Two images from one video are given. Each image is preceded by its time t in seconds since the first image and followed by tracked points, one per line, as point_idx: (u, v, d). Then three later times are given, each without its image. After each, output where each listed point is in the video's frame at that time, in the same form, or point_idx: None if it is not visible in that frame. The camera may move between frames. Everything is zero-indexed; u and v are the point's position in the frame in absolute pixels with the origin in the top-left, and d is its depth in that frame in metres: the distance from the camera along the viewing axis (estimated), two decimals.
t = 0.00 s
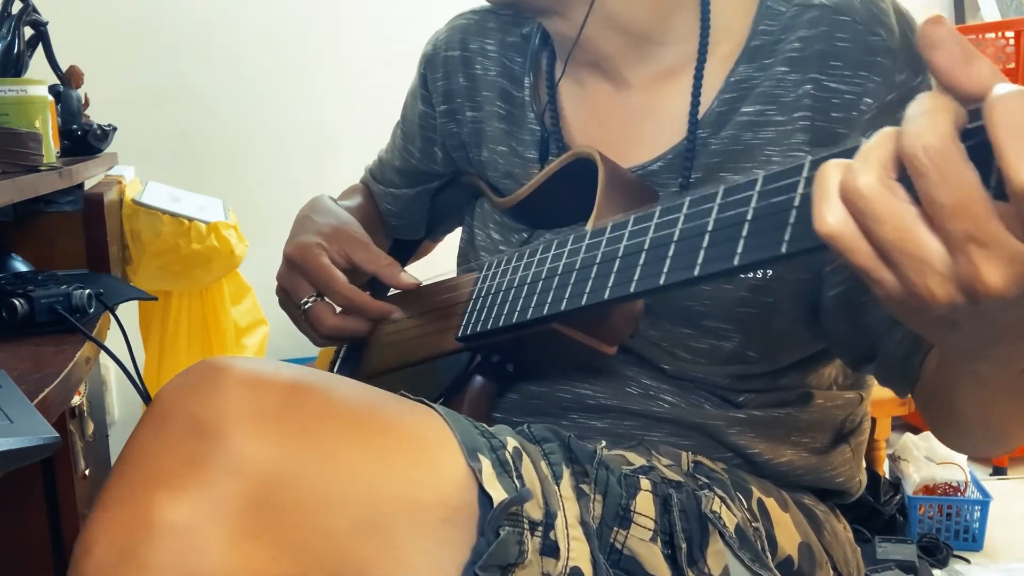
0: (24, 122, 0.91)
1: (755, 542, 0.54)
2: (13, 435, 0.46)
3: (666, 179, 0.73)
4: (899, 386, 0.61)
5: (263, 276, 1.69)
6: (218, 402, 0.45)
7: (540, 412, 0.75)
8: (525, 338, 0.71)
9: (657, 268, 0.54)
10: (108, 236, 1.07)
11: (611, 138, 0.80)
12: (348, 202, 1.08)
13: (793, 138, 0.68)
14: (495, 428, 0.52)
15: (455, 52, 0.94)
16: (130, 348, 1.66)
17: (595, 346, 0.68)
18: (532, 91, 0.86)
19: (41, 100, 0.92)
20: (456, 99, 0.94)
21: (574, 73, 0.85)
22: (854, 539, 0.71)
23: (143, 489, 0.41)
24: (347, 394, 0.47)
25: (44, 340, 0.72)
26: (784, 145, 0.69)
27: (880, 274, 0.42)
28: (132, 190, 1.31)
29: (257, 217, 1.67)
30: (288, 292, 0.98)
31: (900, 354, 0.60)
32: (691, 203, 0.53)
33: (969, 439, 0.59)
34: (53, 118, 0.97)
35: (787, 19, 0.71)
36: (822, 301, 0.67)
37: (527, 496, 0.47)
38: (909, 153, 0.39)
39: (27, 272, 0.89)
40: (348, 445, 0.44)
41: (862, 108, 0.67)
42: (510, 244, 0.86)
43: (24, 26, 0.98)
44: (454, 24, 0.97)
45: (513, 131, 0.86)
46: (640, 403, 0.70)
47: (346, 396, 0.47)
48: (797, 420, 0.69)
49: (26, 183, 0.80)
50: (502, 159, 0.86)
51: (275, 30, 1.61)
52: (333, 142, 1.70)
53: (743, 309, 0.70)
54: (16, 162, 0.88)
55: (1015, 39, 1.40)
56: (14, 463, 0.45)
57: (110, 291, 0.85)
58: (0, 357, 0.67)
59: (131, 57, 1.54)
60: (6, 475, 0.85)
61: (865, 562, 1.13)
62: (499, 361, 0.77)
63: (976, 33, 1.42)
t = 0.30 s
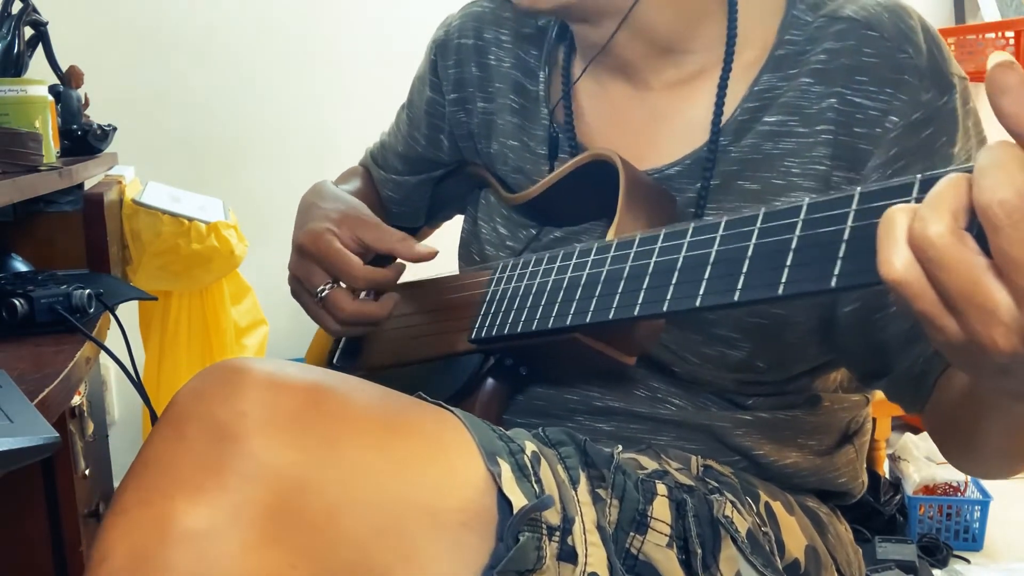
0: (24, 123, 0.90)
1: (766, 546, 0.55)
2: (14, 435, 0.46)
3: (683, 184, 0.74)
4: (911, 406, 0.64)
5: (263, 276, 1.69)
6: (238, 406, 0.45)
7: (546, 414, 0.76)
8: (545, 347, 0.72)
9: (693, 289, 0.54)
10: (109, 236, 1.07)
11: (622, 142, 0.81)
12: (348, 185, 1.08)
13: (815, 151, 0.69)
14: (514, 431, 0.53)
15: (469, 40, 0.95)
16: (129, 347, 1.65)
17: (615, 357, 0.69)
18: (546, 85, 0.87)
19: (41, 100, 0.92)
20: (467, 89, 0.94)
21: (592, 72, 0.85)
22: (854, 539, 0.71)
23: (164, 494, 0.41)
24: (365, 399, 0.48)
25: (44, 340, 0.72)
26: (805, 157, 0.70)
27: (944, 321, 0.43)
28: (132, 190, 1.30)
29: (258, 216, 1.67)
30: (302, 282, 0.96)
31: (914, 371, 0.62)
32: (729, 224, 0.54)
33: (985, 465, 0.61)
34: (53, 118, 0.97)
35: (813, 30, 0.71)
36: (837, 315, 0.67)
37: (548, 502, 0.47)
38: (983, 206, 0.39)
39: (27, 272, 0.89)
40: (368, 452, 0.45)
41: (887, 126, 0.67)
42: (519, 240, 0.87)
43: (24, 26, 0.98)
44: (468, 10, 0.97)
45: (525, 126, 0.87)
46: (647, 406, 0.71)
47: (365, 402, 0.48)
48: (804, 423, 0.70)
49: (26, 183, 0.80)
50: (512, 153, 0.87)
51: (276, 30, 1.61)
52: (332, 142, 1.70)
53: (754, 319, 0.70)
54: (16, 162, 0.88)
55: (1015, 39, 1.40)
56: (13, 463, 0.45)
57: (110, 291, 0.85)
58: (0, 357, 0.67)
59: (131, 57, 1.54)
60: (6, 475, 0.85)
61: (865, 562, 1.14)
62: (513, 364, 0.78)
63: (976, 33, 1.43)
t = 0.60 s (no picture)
0: (25, 123, 0.90)
1: (768, 549, 0.55)
2: (14, 435, 0.46)
3: (691, 187, 0.74)
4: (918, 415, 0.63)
5: (263, 275, 1.69)
6: (240, 407, 0.45)
7: (549, 415, 0.76)
8: (548, 347, 0.71)
9: (701, 298, 0.55)
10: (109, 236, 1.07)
11: (637, 142, 0.81)
12: (347, 184, 1.08)
13: (825, 158, 0.69)
14: (516, 433, 0.53)
15: (477, 35, 0.94)
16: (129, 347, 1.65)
17: (619, 359, 0.69)
18: (553, 83, 0.87)
19: (41, 100, 0.91)
20: (474, 83, 0.94)
21: (604, 71, 0.85)
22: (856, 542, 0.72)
23: (165, 495, 0.41)
24: (367, 400, 0.48)
25: (44, 340, 0.72)
26: (814, 163, 0.70)
27: (957, 341, 0.43)
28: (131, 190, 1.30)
29: (259, 216, 1.67)
30: (312, 302, 0.95)
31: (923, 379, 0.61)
32: (738, 234, 0.55)
33: (992, 478, 0.61)
34: (52, 118, 0.97)
35: (827, 36, 0.71)
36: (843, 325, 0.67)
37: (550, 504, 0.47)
38: (999, 227, 0.39)
39: (27, 272, 0.89)
40: (370, 452, 0.45)
41: (899, 135, 0.67)
42: (523, 238, 0.87)
43: (24, 26, 0.97)
44: (477, 5, 0.96)
45: (531, 123, 0.87)
46: (650, 409, 0.71)
47: (367, 402, 0.48)
48: (808, 426, 0.70)
49: (26, 183, 0.80)
50: (517, 152, 0.87)
51: (277, 30, 1.61)
52: (334, 141, 1.70)
53: (757, 327, 0.69)
54: (15, 162, 0.88)
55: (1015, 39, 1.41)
56: (12, 464, 0.45)
57: (110, 292, 0.85)
58: None
59: (132, 57, 1.53)
60: (6, 475, 0.85)
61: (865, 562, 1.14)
62: (517, 365, 0.78)
63: (976, 33, 1.43)
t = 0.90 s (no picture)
0: (24, 123, 0.90)
1: (766, 547, 0.55)
2: (14, 435, 0.46)
3: (686, 185, 0.74)
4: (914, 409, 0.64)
5: (263, 275, 1.69)
6: (237, 406, 0.45)
7: (547, 414, 0.75)
8: (544, 345, 0.71)
9: (692, 289, 0.55)
10: (109, 236, 1.07)
11: (629, 141, 0.81)
12: (349, 188, 1.08)
13: (819, 153, 0.69)
14: (513, 431, 0.53)
15: (472, 41, 0.94)
16: (129, 347, 1.65)
17: (614, 356, 0.69)
18: (550, 86, 0.87)
19: (40, 100, 0.91)
20: (471, 88, 0.94)
21: (595, 71, 0.85)
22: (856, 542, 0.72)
23: (163, 494, 0.41)
24: (366, 399, 0.48)
25: (44, 340, 0.72)
26: (808, 159, 0.70)
27: (941, 323, 0.43)
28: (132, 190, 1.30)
29: (259, 216, 1.67)
30: (306, 297, 0.95)
31: (919, 373, 0.62)
32: (728, 226, 0.55)
33: (988, 472, 0.61)
34: (52, 118, 0.97)
35: (818, 31, 0.71)
36: (841, 318, 0.67)
37: (547, 503, 0.47)
38: (979, 209, 0.39)
39: (27, 272, 0.89)
40: (369, 452, 0.45)
41: (892, 128, 0.67)
42: (521, 241, 0.87)
43: (24, 26, 0.97)
44: (473, 10, 0.96)
45: (528, 126, 0.87)
46: (649, 408, 0.71)
47: (365, 401, 0.48)
48: (807, 424, 0.70)
49: (26, 183, 0.80)
50: (516, 155, 0.88)
51: (276, 31, 1.61)
52: (334, 142, 1.70)
53: (757, 322, 0.70)
54: (15, 162, 0.88)
55: (1016, 39, 1.41)
56: (12, 464, 0.45)
57: (110, 291, 0.85)
58: None
59: (131, 57, 1.54)
60: (6, 475, 0.85)
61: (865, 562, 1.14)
62: (514, 364, 0.78)
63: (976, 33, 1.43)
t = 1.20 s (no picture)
0: (24, 122, 0.90)
1: (761, 545, 0.55)
2: (14, 435, 0.46)
3: (674, 181, 0.74)
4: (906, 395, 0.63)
5: (263, 275, 1.69)
6: (231, 405, 0.45)
7: (542, 412, 0.75)
8: (533, 342, 0.71)
9: (673, 276, 0.55)
10: (109, 236, 1.07)
11: (615, 142, 0.81)
12: (348, 199, 1.08)
13: (803, 143, 0.69)
14: (506, 430, 0.53)
15: (460, 50, 0.94)
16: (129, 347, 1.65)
17: (604, 350, 0.69)
18: (538, 92, 0.87)
19: (41, 100, 0.91)
20: (461, 97, 0.94)
21: (584, 73, 0.85)
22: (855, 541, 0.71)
23: (156, 493, 0.41)
24: (360, 398, 0.48)
25: (44, 340, 0.72)
26: (793, 149, 0.69)
27: (907, 292, 0.43)
28: (132, 190, 1.30)
29: (257, 218, 1.67)
30: (296, 294, 0.95)
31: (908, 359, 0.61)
32: (707, 212, 0.54)
33: (979, 454, 0.61)
34: (53, 119, 0.97)
35: (797, 23, 0.71)
36: (831, 306, 0.68)
37: (539, 501, 0.47)
38: (938, 173, 0.39)
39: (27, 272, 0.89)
40: (363, 450, 0.45)
41: (873, 114, 0.67)
42: (515, 244, 0.86)
43: (24, 26, 0.97)
44: (460, 21, 0.96)
45: (519, 130, 0.87)
46: (645, 406, 0.71)
47: (359, 400, 0.48)
48: (803, 423, 0.70)
49: (26, 183, 0.80)
50: (507, 159, 0.87)
51: (275, 30, 1.61)
52: (332, 142, 1.69)
53: (750, 314, 0.70)
54: (15, 162, 0.88)
55: (1016, 39, 1.40)
56: (13, 464, 0.45)
57: (110, 291, 0.85)
58: None
59: (131, 57, 1.54)
60: (5, 475, 0.85)
61: (865, 562, 1.13)
62: (506, 363, 0.78)
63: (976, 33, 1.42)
